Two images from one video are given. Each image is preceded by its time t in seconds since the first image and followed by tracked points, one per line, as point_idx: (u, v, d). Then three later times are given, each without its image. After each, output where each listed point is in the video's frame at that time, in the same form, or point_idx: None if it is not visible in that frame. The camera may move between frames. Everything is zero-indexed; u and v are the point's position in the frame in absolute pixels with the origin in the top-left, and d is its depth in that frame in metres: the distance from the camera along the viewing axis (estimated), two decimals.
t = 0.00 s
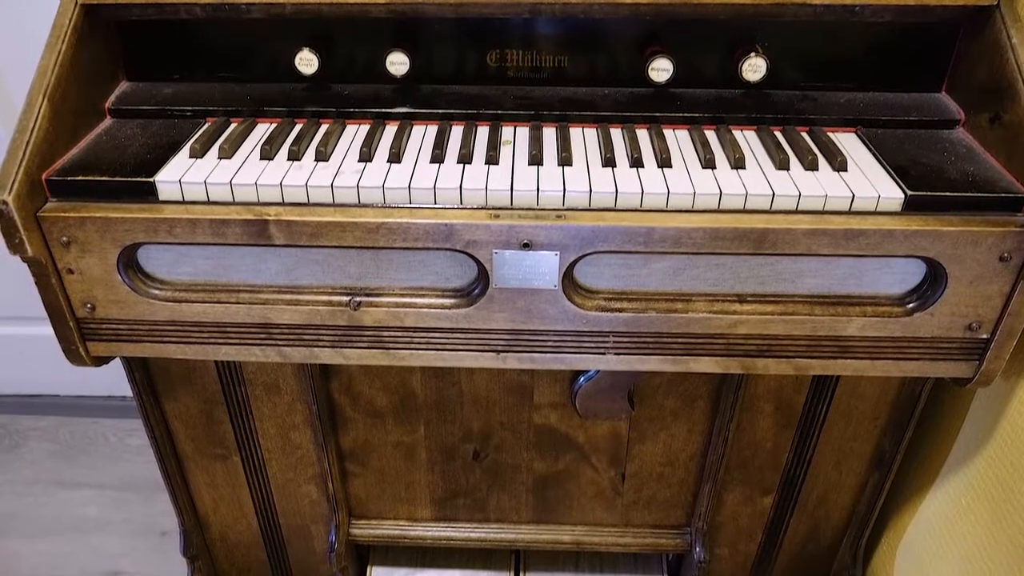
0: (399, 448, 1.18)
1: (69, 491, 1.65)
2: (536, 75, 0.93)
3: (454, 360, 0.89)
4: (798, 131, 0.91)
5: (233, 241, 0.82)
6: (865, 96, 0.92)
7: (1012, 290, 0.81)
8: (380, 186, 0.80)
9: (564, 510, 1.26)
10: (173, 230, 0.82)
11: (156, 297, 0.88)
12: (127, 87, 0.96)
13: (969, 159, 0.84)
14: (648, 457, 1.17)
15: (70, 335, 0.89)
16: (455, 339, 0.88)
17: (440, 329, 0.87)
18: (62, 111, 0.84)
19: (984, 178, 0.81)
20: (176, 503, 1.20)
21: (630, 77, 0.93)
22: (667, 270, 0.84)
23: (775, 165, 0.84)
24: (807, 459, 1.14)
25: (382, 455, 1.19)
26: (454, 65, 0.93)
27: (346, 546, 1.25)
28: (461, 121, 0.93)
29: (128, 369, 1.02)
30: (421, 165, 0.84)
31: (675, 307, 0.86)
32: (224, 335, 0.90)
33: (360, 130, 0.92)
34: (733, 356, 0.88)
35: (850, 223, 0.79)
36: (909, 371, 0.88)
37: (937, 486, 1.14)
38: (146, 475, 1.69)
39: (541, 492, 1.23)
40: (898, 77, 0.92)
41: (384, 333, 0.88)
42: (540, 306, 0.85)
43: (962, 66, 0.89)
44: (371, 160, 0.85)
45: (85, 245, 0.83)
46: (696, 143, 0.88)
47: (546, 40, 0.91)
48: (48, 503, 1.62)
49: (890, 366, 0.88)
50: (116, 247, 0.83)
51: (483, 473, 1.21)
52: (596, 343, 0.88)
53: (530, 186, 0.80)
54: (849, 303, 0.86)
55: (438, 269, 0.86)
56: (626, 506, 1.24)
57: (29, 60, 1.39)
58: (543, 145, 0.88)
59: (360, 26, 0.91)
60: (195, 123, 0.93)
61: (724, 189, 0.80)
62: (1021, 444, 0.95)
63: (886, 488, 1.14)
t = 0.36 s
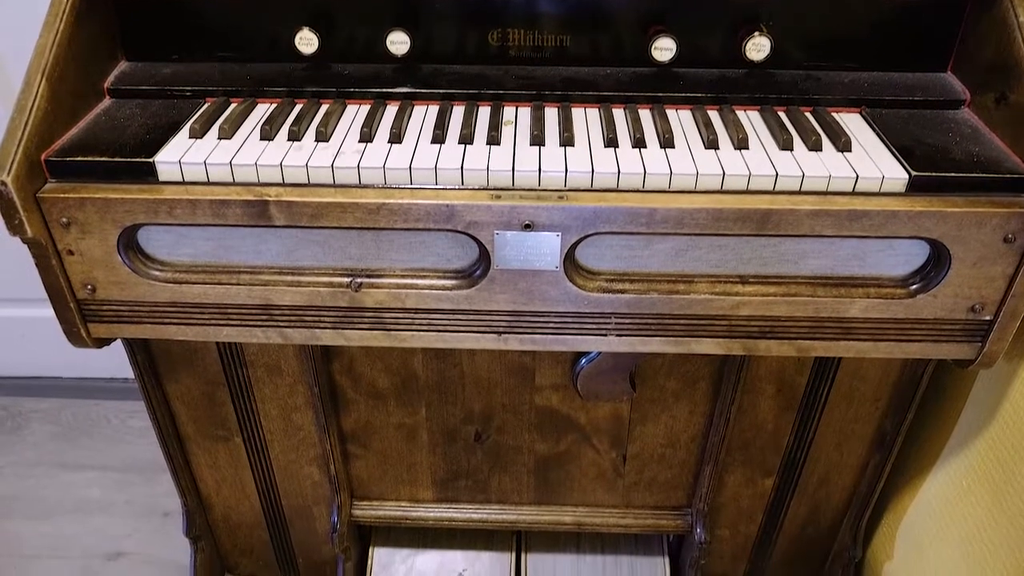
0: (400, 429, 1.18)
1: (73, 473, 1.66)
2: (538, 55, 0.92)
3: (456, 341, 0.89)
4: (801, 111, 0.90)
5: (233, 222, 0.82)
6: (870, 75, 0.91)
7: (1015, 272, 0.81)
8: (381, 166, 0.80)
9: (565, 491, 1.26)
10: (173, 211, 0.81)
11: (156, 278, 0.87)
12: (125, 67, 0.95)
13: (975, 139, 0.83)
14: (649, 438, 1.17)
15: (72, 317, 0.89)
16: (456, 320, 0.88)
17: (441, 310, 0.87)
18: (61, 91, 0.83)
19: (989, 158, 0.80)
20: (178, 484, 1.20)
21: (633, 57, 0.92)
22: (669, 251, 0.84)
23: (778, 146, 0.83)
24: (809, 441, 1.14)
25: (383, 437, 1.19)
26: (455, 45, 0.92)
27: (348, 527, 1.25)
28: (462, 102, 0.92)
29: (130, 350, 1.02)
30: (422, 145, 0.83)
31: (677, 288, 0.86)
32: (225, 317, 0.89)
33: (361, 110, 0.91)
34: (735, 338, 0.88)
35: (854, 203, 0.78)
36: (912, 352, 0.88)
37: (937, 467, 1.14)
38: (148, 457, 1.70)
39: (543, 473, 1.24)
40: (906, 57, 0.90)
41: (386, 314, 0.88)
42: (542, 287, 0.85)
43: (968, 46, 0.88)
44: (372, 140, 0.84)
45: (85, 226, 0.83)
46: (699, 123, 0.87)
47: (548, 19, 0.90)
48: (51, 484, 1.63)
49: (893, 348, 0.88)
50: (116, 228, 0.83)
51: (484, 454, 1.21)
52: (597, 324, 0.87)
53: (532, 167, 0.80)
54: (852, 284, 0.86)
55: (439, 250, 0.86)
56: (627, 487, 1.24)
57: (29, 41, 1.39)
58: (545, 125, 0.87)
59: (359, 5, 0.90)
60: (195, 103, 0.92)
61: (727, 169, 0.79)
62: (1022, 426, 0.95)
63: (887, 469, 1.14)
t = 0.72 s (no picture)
0: (402, 415, 1.18)
1: (75, 458, 1.66)
2: (540, 40, 0.92)
3: (457, 327, 0.89)
4: (806, 96, 0.90)
5: (234, 207, 0.82)
6: (874, 60, 0.91)
7: (1019, 258, 0.81)
8: (382, 151, 0.79)
9: (566, 477, 1.26)
10: (174, 196, 0.81)
11: (157, 264, 0.87)
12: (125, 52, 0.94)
13: (980, 124, 0.83)
14: (651, 425, 1.17)
15: (73, 303, 0.89)
16: (458, 306, 0.87)
17: (443, 296, 0.87)
18: (60, 75, 0.83)
19: (993, 144, 0.80)
20: (181, 470, 1.20)
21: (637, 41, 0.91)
22: (671, 237, 0.84)
23: (782, 131, 0.83)
24: (810, 427, 1.14)
25: (385, 423, 1.19)
26: (456, 29, 0.91)
27: (350, 512, 1.25)
28: (463, 87, 0.92)
29: (131, 336, 1.02)
30: (424, 130, 0.83)
31: (679, 274, 0.86)
32: (226, 303, 0.89)
33: (363, 95, 0.91)
34: (738, 324, 0.88)
35: (858, 189, 0.78)
36: (914, 339, 0.88)
37: (938, 453, 1.14)
38: (150, 442, 1.70)
39: (544, 459, 1.24)
40: (911, 42, 0.90)
41: (387, 300, 0.88)
42: (544, 273, 0.84)
43: (973, 30, 0.87)
44: (373, 125, 0.84)
45: (85, 211, 0.82)
46: (702, 108, 0.86)
47: (550, 3, 0.89)
48: (54, 469, 1.63)
49: (895, 335, 0.88)
50: (116, 213, 0.82)
51: (486, 440, 1.21)
52: (599, 310, 0.87)
53: (534, 152, 0.79)
54: (855, 271, 0.86)
55: (440, 236, 0.86)
56: (628, 473, 1.25)
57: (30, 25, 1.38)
58: (548, 110, 0.87)
59: None
60: (195, 88, 0.92)
61: (731, 154, 0.79)
62: None
63: (888, 455, 1.14)
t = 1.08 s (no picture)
0: (403, 401, 1.18)
1: (78, 446, 1.67)
2: (542, 24, 0.91)
3: (458, 314, 0.89)
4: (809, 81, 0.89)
5: (234, 193, 0.81)
6: (878, 45, 0.90)
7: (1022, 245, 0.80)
8: (382, 137, 0.79)
9: (567, 463, 1.27)
10: (173, 183, 0.81)
11: (157, 251, 0.87)
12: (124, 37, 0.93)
13: (984, 110, 0.82)
14: (652, 411, 1.17)
15: (74, 290, 0.89)
16: (459, 293, 0.87)
17: (444, 283, 0.86)
18: (59, 61, 0.82)
19: (998, 129, 0.79)
20: (183, 458, 1.21)
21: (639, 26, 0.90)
22: (673, 223, 0.84)
23: (785, 116, 0.82)
24: (812, 414, 1.14)
25: (387, 410, 1.19)
26: (457, 14, 0.90)
27: (352, 499, 1.25)
28: (464, 73, 0.91)
29: (132, 323, 1.03)
30: (424, 115, 0.82)
31: (681, 261, 0.85)
32: (227, 290, 0.89)
33: (363, 81, 0.90)
34: (739, 311, 0.87)
35: (860, 174, 0.78)
36: (916, 326, 0.88)
37: (940, 439, 1.14)
38: (152, 429, 1.71)
39: (546, 446, 1.24)
40: (915, 26, 0.89)
41: (388, 287, 0.87)
42: (545, 259, 0.84)
43: (978, 14, 0.86)
44: (374, 110, 0.83)
45: (85, 197, 0.82)
46: (704, 93, 0.86)
47: None
48: (57, 457, 1.64)
49: (897, 321, 0.88)
50: (116, 200, 0.82)
51: (487, 427, 1.22)
52: (601, 297, 0.87)
53: (535, 138, 0.79)
54: (857, 257, 0.85)
55: (441, 223, 0.86)
56: (629, 460, 1.25)
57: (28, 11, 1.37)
58: (549, 95, 0.86)
59: None
60: (194, 74, 0.91)
61: (733, 140, 0.79)
62: None
63: (889, 442, 1.14)
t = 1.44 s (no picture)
0: (405, 388, 1.18)
1: (81, 432, 1.67)
2: (543, 9, 0.90)
3: (460, 301, 0.89)
4: (813, 66, 0.89)
5: (234, 179, 0.81)
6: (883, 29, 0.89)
7: None
8: (383, 122, 0.79)
9: (568, 450, 1.27)
10: (173, 168, 0.80)
11: (157, 237, 0.87)
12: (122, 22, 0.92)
13: (989, 95, 0.82)
14: (654, 398, 1.17)
15: (74, 276, 0.89)
16: (460, 279, 0.87)
17: (445, 269, 0.86)
18: (57, 45, 0.82)
19: (1003, 114, 0.79)
20: (185, 444, 1.21)
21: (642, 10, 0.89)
22: (675, 209, 0.83)
23: (788, 101, 0.82)
24: (814, 400, 1.14)
25: (388, 396, 1.20)
26: None
27: (353, 485, 1.26)
28: (465, 58, 0.90)
29: (133, 309, 1.03)
30: (425, 100, 0.82)
31: (683, 247, 0.85)
32: (228, 276, 0.89)
33: (364, 66, 0.90)
34: (741, 297, 0.87)
35: (864, 160, 0.77)
36: (919, 312, 0.87)
37: (942, 426, 1.14)
38: (154, 416, 1.71)
39: (547, 432, 1.24)
40: (920, 11, 0.88)
41: (389, 273, 0.87)
42: (547, 246, 0.84)
43: None
44: (374, 95, 0.83)
45: (85, 183, 0.82)
46: (707, 79, 0.85)
47: None
48: (60, 443, 1.65)
49: (900, 308, 0.87)
50: (116, 185, 0.82)
51: (489, 413, 1.22)
52: (603, 283, 0.87)
53: (537, 123, 0.78)
54: (860, 244, 0.85)
55: (443, 210, 0.86)
56: (630, 446, 1.25)
57: None
58: (551, 80, 0.86)
59: None
60: (194, 59, 0.90)
61: (736, 125, 0.78)
62: None
63: (890, 428, 1.14)
